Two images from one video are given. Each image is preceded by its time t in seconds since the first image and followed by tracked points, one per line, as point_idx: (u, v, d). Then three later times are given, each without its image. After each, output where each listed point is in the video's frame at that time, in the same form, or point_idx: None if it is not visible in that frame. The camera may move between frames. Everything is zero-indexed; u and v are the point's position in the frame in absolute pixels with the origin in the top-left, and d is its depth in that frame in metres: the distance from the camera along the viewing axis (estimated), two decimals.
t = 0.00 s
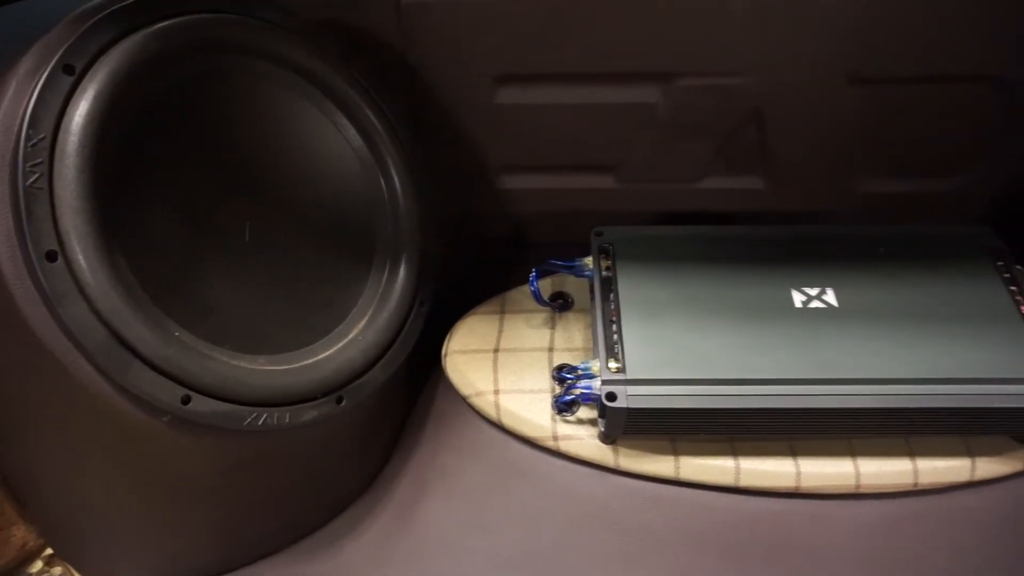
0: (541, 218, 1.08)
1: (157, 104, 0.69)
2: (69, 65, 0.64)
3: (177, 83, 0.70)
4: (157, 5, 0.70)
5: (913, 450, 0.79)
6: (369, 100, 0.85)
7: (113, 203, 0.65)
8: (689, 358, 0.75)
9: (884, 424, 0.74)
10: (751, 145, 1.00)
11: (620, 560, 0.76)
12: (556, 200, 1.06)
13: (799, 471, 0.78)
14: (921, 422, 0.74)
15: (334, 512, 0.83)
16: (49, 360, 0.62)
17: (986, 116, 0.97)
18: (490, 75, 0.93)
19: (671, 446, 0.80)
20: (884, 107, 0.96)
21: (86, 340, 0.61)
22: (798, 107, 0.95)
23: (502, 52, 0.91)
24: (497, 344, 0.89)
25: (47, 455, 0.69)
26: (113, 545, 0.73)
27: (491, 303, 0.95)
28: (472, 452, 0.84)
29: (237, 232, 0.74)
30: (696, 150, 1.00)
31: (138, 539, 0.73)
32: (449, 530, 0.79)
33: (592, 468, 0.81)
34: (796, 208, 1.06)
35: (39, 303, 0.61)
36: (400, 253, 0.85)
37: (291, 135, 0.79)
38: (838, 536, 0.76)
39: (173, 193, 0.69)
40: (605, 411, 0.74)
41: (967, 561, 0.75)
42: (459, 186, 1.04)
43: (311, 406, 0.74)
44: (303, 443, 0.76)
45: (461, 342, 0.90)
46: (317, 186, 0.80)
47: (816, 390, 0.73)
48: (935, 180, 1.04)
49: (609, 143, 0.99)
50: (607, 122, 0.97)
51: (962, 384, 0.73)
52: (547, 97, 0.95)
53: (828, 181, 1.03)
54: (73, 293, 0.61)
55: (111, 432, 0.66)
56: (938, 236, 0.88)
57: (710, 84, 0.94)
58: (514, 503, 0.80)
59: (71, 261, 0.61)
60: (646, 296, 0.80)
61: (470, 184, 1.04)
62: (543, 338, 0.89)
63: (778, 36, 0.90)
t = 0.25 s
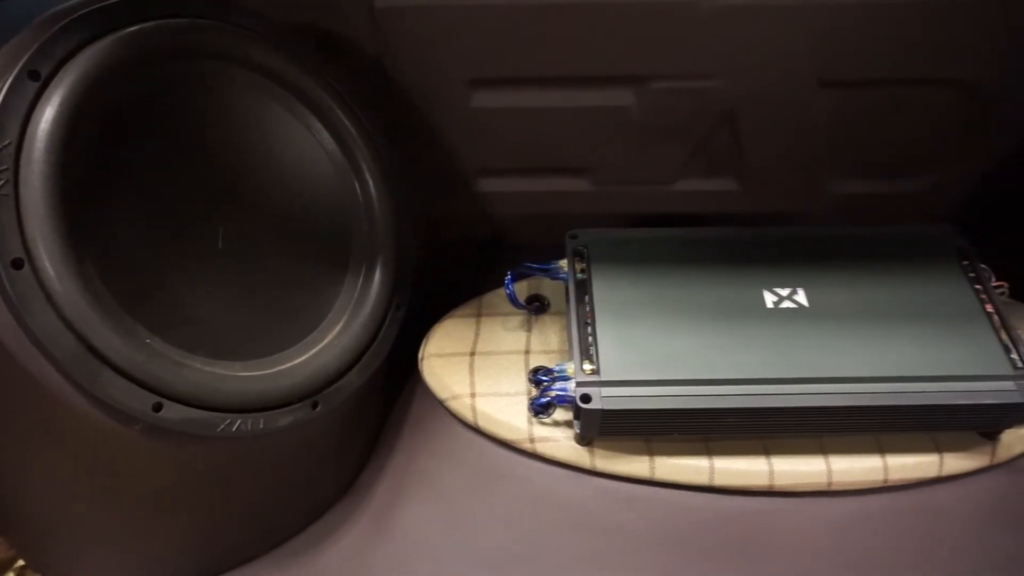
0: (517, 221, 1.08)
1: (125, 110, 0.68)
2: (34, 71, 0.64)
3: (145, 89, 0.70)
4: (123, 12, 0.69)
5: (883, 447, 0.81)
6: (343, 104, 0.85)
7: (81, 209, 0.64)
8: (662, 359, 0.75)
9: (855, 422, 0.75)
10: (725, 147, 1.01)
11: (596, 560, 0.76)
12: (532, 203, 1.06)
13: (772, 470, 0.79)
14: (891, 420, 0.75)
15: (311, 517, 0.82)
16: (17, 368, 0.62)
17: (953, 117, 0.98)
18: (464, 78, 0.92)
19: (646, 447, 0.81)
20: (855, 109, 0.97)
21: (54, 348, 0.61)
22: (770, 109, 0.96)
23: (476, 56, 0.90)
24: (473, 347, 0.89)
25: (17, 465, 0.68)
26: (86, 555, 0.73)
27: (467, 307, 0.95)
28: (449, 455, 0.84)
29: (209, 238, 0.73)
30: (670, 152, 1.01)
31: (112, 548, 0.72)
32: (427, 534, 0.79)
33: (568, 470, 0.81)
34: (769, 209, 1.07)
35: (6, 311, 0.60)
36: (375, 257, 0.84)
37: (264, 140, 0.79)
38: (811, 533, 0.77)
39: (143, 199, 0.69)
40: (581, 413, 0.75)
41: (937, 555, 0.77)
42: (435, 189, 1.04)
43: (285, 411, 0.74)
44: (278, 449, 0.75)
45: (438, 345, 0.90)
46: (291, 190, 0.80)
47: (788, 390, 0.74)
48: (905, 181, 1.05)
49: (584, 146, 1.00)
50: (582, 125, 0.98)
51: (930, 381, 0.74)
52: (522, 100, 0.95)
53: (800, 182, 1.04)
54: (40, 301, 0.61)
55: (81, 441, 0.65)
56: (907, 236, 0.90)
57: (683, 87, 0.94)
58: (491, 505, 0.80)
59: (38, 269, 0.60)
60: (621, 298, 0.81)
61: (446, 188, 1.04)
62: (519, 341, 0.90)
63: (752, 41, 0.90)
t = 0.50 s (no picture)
0: (495, 224, 1.09)
1: (95, 116, 0.68)
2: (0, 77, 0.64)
3: (115, 95, 0.70)
4: (92, 18, 0.69)
5: (855, 445, 0.82)
6: (317, 109, 0.85)
7: (50, 216, 0.64)
8: (637, 361, 0.76)
9: (827, 421, 0.77)
10: (700, 149, 1.02)
11: (574, 561, 0.76)
12: (509, 205, 1.06)
13: (746, 469, 0.80)
14: (862, 418, 0.76)
15: (288, 523, 0.82)
16: None
17: (924, 118, 0.99)
18: (440, 81, 0.92)
19: (622, 447, 0.82)
20: (828, 110, 0.98)
21: (22, 356, 0.61)
22: (744, 111, 0.97)
23: (450, 59, 0.90)
24: (450, 350, 0.90)
25: None
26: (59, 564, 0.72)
27: (444, 309, 0.95)
28: (426, 458, 0.84)
29: (182, 243, 0.73)
30: (646, 154, 1.01)
31: (85, 557, 0.71)
32: (404, 537, 0.79)
33: (545, 471, 0.81)
34: (744, 210, 1.08)
35: None
36: (351, 261, 0.84)
37: (237, 145, 0.78)
38: (786, 531, 0.78)
39: (114, 205, 0.69)
40: (556, 414, 0.75)
41: (908, 551, 0.78)
42: (412, 193, 1.04)
43: (260, 416, 0.74)
44: (253, 454, 0.75)
45: (415, 348, 0.91)
46: (264, 195, 0.80)
47: (761, 389, 0.74)
48: (877, 181, 1.07)
49: (560, 148, 1.00)
50: (559, 127, 0.98)
51: (899, 379, 0.75)
52: (498, 103, 0.95)
53: (774, 183, 1.05)
54: (8, 308, 0.60)
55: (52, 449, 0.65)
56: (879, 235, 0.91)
57: (658, 90, 0.94)
58: (469, 508, 0.80)
59: (5, 276, 0.60)
60: (596, 300, 0.81)
61: (423, 191, 1.04)
62: (496, 343, 0.90)
63: (725, 43, 0.90)
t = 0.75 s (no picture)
0: (474, 226, 1.09)
1: (66, 120, 0.68)
2: None
3: (86, 99, 0.69)
4: (63, 20, 0.69)
5: (832, 441, 0.83)
6: (293, 113, 0.85)
7: (20, 222, 0.63)
8: (614, 361, 0.76)
9: (802, 419, 0.77)
10: (677, 150, 1.02)
11: (553, 561, 0.76)
12: (488, 207, 1.06)
13: (724, 467, 0.80)
14: (837, 415, 0.77)
15: (267, 528, 0.82)
16: None
17: (897, 118, 1.01)
18: (416, 84, 0.92)
19: (601, 448, 0.82)
20: (802, 111, 0.99)
21: None
22: (720, 113, 0.98)
23: (427, 61, 0.90)
24: (428, 352, 0.89)
25: None
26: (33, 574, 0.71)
27: (423, 312, 0.95)
28: (405, 461, 0.84)
29: (155, 247, 0.73)
30: (623, 155, 1.02)
31: (59, 566, 0.71)
32: (384, 540, 0.79)
33: (524, 472, 0.81)
34: (721, 210, 1.09)
35: None
36: (328, 264, 0.84)
37: (211, 149, 0.78)
38: (765, 529, 0.79)
39: (86, 210, 0.68)
40: (534, 415, 0.75)
41: (884, 546, 0.79)
42: (391, 195, 1.04)
43: (236, 421, 0.73)
44: (230, 459, 0.75)
45: (393, 351, 0.90)
46: (240, 198, 0.79)
47: (737, 388, 0.75)
48: (852, 181, 1.08)
49: (538, 150, 1.00)
50: (536, 129, 0.98)
51: (873, 376, 0.76)
52: (475, 105, 0.95)
53: (751, 183, 1.05)
54: None
55: (23, 457, 0.64)
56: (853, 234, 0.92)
57: (634, 91, 0.95)
58: (448, 510, 0.80)
59: None
60: (573, 300, 0.82)
61: (402, 193, 1.04)
62: (475, 345, 0.90)
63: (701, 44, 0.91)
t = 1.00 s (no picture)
0: (454, 227, 1.09)
1: (37, 122, 0.66)
2: None
3: (60, 100, 0.68)
4: (37, 19, 0.67)
5: (810, 439, 0.84)
6: (270, 115, 0.84)
7: None
8: (591, 361, 0.76)
9: (780, 417, 0.78)
10: (657, 150, 1.03)
11: (533, 562, 0.76)
12: (468, 208, 1.06)
13: (704, 465, 0.81)
14: (815, 413, 0.78)
15: (246, 532, 0.81)
16: None
17: (874, 117, 1.01)
18: (395, 85, 0.92)
19: (580, 448, 0.82)
20: (780, 110, 0.99)
21: None
22: (698, 112, 0.98)
23: (404, 63, 0.89)
24: (408, 354, 0.89)
25: None
26: None
27: (402, 313, 0.95)
28: (385, 463, 0.84)
29: (131, 251, 0.72)
30: (602, 156, 1.02)
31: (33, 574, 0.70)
32: (363, 543, 0.79)
33: (504, 473, 0.81)
34: (701, 210, 1.09)
35: None
36: (306, 267, 0.84)
37: (186, 152, 0.77)
38: (745, 528, 0.79)
39: (60, 214, 0.67)
40: (512, 416, 0.75)
41: (862, 543, 0.79)
42: (370, 197, 1.04)
43: (214, 425, 0.73)
44: (207, 463, 0.75)
45: (373, 353, 0.90)
46: (217, 201, 0.79)
47: (715, 387, 0.75)
48: (830, 180, 1.08)
49: (517, 151, 1.00)
50: (515, 130, 0.98)
51: (849, 373, 0.77)
52: (454, 106, 0.95)
53: (730, 183, 1.06)
54: None
55: None
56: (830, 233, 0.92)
57: (613, 91, 0.95)
58: (428, 512, 0.80)
59: None
60: (552, 301, 0.82)
61: (381, 195, 1.04)
62: (454, 347, 0.90)
63: (679, 44, 0.91)
